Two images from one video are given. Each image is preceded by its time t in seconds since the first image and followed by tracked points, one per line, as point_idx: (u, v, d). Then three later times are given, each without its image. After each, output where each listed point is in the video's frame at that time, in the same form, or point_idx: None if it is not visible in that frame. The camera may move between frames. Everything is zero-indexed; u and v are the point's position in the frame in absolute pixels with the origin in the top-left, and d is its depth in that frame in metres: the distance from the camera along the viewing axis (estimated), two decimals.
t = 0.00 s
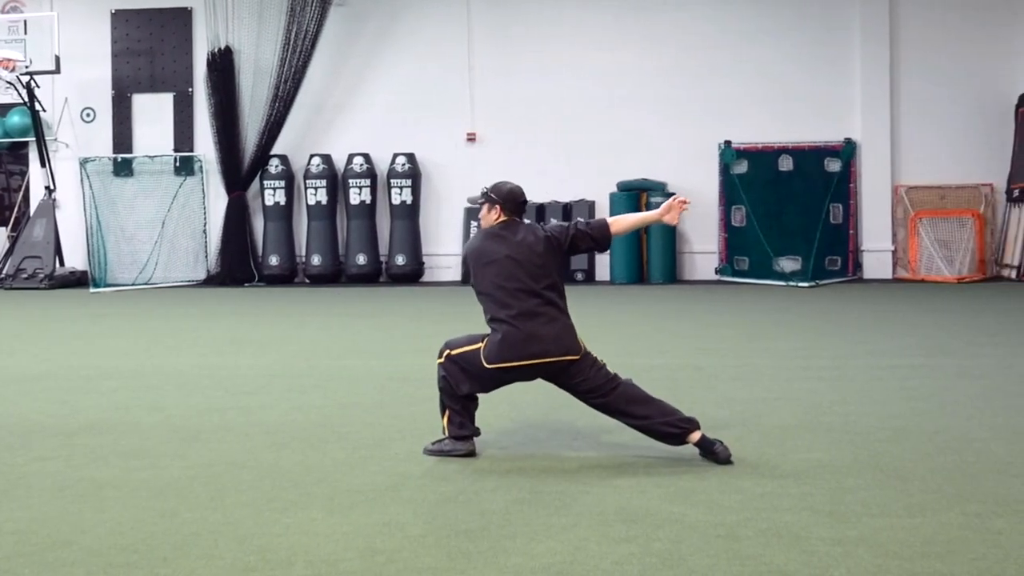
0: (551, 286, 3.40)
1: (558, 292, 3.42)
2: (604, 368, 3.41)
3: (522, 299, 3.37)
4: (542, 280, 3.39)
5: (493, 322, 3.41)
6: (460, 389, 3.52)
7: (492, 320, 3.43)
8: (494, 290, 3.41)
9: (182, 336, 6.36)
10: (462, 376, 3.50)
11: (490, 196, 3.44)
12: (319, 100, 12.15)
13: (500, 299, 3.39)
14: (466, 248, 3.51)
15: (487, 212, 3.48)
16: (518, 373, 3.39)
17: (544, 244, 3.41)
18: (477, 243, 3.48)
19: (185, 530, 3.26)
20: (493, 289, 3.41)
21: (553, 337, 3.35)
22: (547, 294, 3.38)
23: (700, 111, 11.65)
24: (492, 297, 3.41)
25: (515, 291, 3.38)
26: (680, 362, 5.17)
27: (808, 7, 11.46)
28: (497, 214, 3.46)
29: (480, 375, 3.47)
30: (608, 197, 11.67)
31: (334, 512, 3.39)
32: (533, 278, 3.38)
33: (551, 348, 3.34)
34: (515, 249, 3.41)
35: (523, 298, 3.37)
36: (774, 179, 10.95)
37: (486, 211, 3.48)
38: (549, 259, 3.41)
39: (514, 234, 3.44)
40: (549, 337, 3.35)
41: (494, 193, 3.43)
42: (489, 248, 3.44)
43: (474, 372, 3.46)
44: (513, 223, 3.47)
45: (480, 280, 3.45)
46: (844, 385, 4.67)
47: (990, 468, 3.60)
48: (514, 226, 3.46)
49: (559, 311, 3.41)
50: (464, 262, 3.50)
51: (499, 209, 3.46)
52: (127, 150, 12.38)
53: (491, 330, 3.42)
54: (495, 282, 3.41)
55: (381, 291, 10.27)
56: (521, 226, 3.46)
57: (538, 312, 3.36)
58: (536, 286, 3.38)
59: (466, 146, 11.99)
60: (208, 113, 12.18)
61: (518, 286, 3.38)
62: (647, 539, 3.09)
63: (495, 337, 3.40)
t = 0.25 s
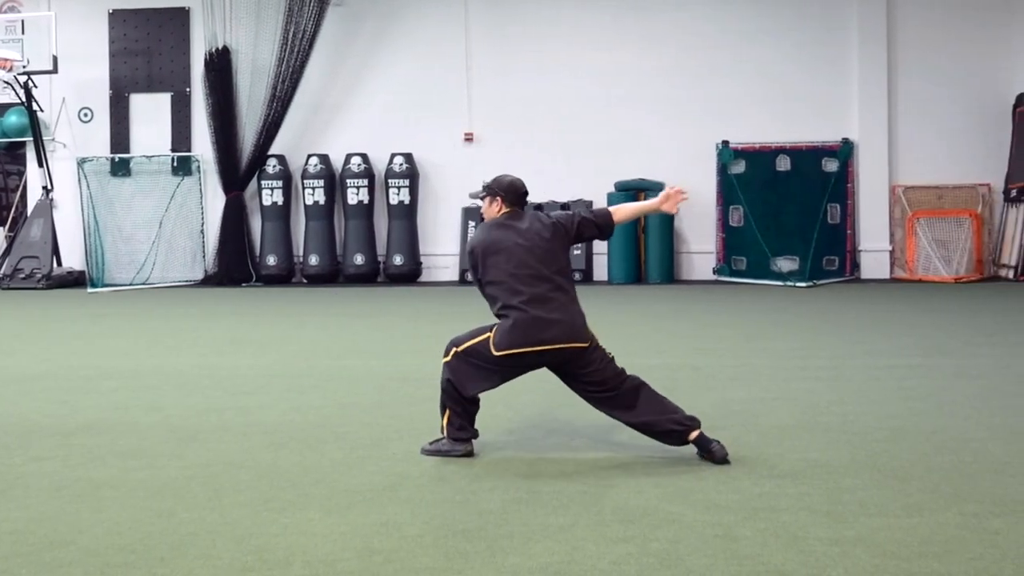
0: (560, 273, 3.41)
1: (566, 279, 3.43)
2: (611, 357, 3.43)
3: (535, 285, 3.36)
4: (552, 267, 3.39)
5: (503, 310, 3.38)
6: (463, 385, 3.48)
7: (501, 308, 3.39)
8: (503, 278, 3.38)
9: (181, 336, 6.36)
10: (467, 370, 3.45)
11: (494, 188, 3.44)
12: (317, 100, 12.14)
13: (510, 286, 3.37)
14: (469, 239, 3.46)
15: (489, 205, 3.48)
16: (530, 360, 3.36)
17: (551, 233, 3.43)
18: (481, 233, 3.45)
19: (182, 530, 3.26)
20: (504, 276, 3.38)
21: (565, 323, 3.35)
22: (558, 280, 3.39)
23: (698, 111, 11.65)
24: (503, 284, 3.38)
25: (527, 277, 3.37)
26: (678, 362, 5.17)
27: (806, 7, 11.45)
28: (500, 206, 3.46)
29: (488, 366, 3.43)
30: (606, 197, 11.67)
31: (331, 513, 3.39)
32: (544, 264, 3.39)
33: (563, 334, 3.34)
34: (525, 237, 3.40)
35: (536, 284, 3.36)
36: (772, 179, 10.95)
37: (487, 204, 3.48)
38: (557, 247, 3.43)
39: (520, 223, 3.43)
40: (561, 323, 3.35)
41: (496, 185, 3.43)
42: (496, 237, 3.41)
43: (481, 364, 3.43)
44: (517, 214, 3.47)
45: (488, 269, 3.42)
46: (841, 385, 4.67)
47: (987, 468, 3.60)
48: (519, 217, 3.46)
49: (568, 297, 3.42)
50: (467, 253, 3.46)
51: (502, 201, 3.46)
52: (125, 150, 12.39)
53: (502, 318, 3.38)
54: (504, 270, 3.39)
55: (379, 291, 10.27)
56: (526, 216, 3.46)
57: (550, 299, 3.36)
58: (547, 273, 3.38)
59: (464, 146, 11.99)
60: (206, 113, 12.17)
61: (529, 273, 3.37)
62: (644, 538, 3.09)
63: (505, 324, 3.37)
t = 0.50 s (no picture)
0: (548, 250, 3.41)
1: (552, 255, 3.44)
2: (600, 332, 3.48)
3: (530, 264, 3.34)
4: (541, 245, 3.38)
5: (500, 292, 3.35)
6: (463, 376, 3.45)
7: (498, 291, 3.35)
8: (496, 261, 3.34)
9: (180, 336, 6.36)
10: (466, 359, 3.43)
11: (468, 170, 3.37)
12: (317, 100, 12.14)
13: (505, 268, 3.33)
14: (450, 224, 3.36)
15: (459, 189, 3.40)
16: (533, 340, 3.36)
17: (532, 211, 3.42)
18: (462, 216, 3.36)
19: (182, 530, 3.25)
20: (497, 257, 3.33)
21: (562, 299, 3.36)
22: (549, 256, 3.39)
23: (699, 111, 11.65)
24: (497, 266, 3.34)
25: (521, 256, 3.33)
26: (678, 362, 5.17)
27: (806, 7, 11.46)
28: (470, 188, 3.39)
29: (490, 352, 3.40)
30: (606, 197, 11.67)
31: (331, 513, 3.39)
32: (534, 242, 3.37)
33: (563, 310, 3.35)
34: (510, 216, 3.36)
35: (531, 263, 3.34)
36: (772, 179, 10.94)
37: (457, 187, 3.40)
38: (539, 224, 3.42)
39: (500, 203, 3.38)
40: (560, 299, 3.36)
41: (466, 167, 3.37)
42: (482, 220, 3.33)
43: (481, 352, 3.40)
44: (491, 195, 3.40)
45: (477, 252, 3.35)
46: (841, 385, 4.67)
47: (988, 468, 3.60)
48: (495, 197, 3.40)
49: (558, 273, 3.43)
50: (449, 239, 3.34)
51: (471, 183, 3.38)
52: (125, 150, 12.39)
53: (503, 299, 3.34)
54: (496, 252, 3.33)
55: (379, 291, 10.27)
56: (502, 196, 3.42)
57: (546, 276, 3.36)
58: (538, 250, 3.37)
59: (464, 146, 11.99)
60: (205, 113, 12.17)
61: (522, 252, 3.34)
62: (644, 539, 3.09)
63: (505, 307, 3.33)
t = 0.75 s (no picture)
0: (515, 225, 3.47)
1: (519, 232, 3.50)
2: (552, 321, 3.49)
3: (493, 231, 3.40)
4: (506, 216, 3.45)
5: (459, 253, 3.39)
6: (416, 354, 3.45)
7: (457, 252, 3.40)
8: (462, 220, 3.40)
9: (180, 336, 6.36)
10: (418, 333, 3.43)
11: (460, 129, 3.45)
12: (318, 100, 12.15)
13: (469, 229, 3.39)
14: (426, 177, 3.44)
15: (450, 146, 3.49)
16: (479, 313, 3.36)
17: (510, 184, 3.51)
18: (442, 172, 3.45)
19: (184, 530, 3.26)
20: (464, 217, 3.40)
21: (519, 274, 3.40)
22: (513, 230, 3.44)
23: (699, 111, 11.65)
24: (463, 226, 3.40)
25: (486, 221, 3.40)
26: (679, 362, 5.17)
27: (807, 7, 11.46)
28: (461, 147, 3.47)
29: (439, 320, 3.42)
30: (607, 196, 11.67)
31: (333, 513, 3.39)
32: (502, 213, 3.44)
33: (515, 285, 3.38)
34: (488, 182, 3.44)
35: (495, 230, 3.40)
36: (773, 179, 10.95)
37: (448, 144, 3.49)
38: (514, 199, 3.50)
39: (484, 167, 3.46)
40: (515, 274, 3.39)
41: (460, 125, 3.45)
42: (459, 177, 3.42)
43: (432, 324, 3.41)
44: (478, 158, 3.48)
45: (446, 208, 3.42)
46: (843, 385, 4.67)
47: (989, 468, 3.59)
48: (482, 161, 3.48)
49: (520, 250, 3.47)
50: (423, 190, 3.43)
51: (463, 141, 3.47)
52: (127, 150, 12.39)
53: (463, 258, 3.38)
54: (464, 211, 3.40)
55: (380, 291, 10.27)
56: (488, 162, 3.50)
57: (506, 247, 3.40)
58: (504, 222, 3.43)
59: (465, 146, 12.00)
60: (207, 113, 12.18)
61: (489, 217, 3.40)
62: (646, 538, 3.09)
63: (460, 269, 3.37)
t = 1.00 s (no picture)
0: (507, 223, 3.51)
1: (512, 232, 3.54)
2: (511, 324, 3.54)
3: (479, 222, 3.47)
4: (498, 213, 3.49)
5: (441, 234, 3.49)
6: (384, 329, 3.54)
7: (440, 237, 3.49)
8: (454, 203, 3.49)
9: (185, 336, 6.36)
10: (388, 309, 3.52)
11: (482, 115, 3.55)
12: (323, 100, 12.16)
13: (457, 213, 3.48)
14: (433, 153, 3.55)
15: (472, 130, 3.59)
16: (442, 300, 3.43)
17: (518, 182, 3.56)
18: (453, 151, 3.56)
19: (189, 530, 3.26)
20: (456, 204, 3.49)
21: (493, 271, 3.46)
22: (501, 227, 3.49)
23: (705, 111, 11.64)
24: (452, 213, 3.49)
25: (476, 210, 3.47)
26: (684, 363, 5.17)
27: (813, 7, 11.44)
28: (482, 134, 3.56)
29: (410, 298, 3.52)
30: (612, 197, 11.66)
31: (338, 513, 3.39)
32: (496, 207, 3.49)
33: (484, 279, 3.44)
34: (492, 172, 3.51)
35: (482, 224, 3.46)
36: (778, 179, 10.94)
37: (472, 129, 3.60)
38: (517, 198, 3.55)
39: (495, 158, 3.54)
40: (489, 269, 3.45)
41: (483, 113, 3.54)
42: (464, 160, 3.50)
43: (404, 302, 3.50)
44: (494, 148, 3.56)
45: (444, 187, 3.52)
46: (848, 385, 4.67)
47: (995, 468, 3.59)
48: (497, 151, 3.55)
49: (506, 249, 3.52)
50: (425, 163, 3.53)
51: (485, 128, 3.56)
52: (132, 150, 12.40)
53: (443, 244, 3.47)
54: (459, 195, 3.49)
55: (387, 291, 10.27)
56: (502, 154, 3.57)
57: (486, 242, 3.46)
58: (495, 216, 3.49)
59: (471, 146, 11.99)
60: (212, 112, 12.18)
61: (480, 207, 3.47)
62: (651, 538, 3.09)
63: (438, 249, 3.47)
